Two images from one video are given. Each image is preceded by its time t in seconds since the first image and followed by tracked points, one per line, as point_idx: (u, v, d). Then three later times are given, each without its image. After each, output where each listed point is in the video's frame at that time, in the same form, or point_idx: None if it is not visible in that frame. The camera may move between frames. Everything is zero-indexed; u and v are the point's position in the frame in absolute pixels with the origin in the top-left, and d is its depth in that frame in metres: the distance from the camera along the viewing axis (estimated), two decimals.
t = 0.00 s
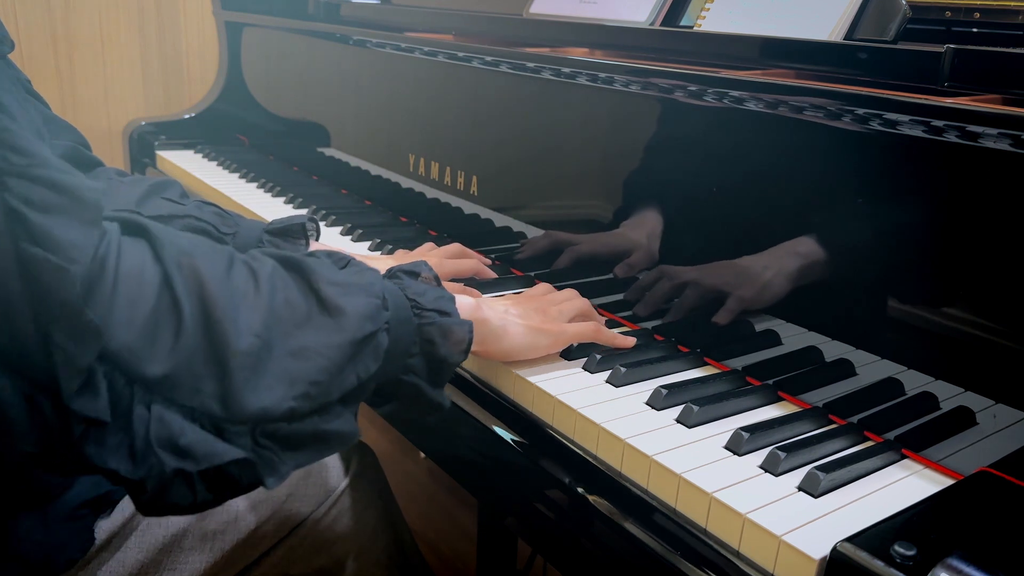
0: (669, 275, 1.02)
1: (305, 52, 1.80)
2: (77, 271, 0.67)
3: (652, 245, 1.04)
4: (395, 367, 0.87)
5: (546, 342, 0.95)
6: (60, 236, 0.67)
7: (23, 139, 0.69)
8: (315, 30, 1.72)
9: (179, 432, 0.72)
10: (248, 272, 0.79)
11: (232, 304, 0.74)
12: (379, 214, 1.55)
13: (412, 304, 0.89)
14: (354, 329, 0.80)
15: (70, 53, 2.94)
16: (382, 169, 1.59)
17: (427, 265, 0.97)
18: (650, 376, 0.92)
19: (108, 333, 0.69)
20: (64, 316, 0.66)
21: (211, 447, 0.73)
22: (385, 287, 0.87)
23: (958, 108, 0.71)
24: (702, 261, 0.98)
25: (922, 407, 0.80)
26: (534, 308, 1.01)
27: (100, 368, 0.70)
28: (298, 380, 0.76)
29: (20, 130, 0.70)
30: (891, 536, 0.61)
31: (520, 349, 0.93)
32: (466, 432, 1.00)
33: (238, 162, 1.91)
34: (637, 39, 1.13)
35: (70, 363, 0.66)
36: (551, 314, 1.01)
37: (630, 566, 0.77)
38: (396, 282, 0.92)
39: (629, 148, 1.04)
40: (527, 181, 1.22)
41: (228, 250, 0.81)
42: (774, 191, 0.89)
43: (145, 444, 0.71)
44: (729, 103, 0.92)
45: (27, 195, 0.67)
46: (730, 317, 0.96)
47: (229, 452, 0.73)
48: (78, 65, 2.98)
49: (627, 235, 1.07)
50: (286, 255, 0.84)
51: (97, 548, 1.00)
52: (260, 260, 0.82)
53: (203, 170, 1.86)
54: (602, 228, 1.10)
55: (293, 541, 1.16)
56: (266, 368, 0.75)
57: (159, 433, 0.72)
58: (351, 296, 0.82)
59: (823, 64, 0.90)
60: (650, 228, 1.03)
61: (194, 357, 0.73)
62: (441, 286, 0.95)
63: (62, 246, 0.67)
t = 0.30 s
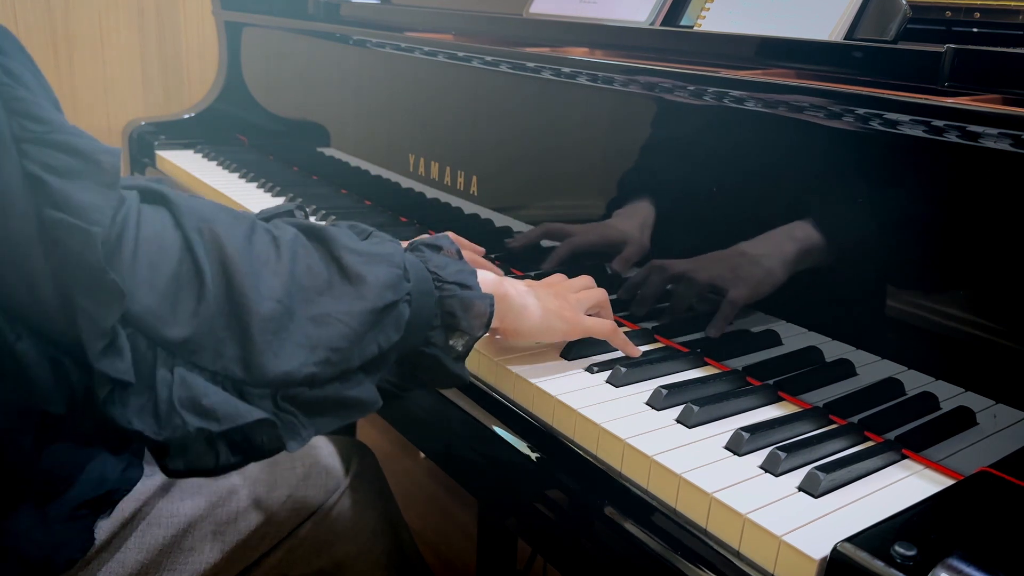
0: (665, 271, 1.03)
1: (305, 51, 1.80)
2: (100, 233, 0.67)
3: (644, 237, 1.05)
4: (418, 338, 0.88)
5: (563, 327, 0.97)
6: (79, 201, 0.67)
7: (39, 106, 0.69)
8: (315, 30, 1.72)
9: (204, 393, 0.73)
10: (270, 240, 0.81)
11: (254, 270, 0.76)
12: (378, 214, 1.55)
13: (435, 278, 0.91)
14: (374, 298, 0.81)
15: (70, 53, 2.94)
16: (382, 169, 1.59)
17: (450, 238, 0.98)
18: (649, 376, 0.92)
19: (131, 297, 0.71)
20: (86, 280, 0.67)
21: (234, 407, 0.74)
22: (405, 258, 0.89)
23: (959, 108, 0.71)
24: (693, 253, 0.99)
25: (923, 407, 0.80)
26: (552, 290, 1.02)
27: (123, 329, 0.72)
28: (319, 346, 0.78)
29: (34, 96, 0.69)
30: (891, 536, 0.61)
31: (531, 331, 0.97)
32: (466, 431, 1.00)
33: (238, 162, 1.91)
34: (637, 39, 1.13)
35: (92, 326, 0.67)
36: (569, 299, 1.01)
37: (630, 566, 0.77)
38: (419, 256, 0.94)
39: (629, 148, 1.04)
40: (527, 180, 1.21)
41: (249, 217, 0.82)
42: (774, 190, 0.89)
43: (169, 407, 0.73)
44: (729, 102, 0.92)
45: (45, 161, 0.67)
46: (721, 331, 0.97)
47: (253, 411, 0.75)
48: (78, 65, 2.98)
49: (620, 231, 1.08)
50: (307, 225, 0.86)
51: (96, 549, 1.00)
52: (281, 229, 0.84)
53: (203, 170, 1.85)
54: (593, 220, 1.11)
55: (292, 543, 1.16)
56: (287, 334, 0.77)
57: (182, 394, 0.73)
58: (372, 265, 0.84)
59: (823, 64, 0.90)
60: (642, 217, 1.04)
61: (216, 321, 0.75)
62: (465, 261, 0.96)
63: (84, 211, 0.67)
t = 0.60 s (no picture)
0: (659, 270, 1.03)
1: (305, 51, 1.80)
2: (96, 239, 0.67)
3: (636, 234, 1.05)
4: (413, 324, 0.90)
5: (559, 316, 0.99)
6: (78, 206, 0.68)
7: (40, 110, 0.69)
8: (315, 29, 1.72)
9: (200, 388, 0.74)
10: (264, 235, 0.80)
11: (249, 266, 0.76)
12: (378, 214, 1.55)
13: (430, 265, 0.92)
14: (367, 291, 0.82)
15: (70, 52, 2.94)
16: (382, 168, 1.59)
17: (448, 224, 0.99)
18: (649, 376, 0.92)
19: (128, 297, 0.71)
20: (84, 281, 0.67)
21: (228, 400, 0.75)
22: (400, 250, 0.89)
23: (959, 108, 0.71)
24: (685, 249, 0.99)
25: (922, 408, 0.80)
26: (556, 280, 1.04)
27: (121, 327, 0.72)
28: (313, 338, 0.78)
29: (33, 98, 0.69)
30: (891, 536, 0.61)
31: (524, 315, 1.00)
32: (466, 430, 1.00)
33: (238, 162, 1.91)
34: (637, 40, 1.13)
35: (91, 327, 0.67)
36: (569, 289, 1.03)
37: (630, 566, 0.77)
38: (416, 243, 0.95)
39: (630, 149, 1.04)
40: (527, 180, 1.21)
41: (244, 213, 0.82)
42: (774, 189, 0.89)
43: (167, 401, 0.73)
44: (729, 103, 0.91)
45: (45, 167, 0.67)
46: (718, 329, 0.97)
47: (247, 405, 0.75)
48: (78, 65, 2.97)
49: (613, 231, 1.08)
50: (302, 219, 0.86)
51: (96, 547, 0.99)
52: (276, 224, 0.84)
53: (203, 170, 1.85)
54: (584, 219, 1.13)
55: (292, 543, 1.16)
56: (281, 327, 0.77)
57: (179, 388, 0.73)
58: (365, 258, 0.84)
59: (823, 63, 0.90)
60: (635, 215, 1.05)
61: (212, 319, 0.75)
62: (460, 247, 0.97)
63: (82, 216, 0.68)
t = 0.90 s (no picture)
0: (662, 268, 1.03)
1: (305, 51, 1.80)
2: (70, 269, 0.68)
3: (642, 229, 1.05)
4: (383, 338, 0.89)
5: (539, 319, 0.99)
6: (57, 236, 0.69)
7: (25, 136, 0.70)
8: (315, 29, 1.72)
9: (168, 410, 0.74)
10: (238, 256, 0.80)
11: (220, 290, 0.76)
12: (378, 214, 1.55)
13: (403, 280, 0.91)
14: (336, 314, 0.81)
15: (70, 53, 2.94)
16: (382, 168, 1.59)
17: (426, 240, 1.00)
18: (649, 376, 0.92)
19: (101, 321, 0.71)
20: (56, 305, 0.68)
21: (197, 423, 0.75)
22: (374, 270, 0.88)
23: (959, 108, 0.71)
24: (688, 246, 0.99)
25: (923, 408, 0.80)
26: (539, 283, 1.03)
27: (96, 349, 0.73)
28: (281, 361, 0.78)
29: (21, 124, 0.70)
30: (891, 536, 0.61)
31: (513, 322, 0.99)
32: (466, 430, 1.00)
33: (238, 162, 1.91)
34: (637, 40, 1.13)
35: (65, 351, 0.69)
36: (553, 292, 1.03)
37: (630, 566, 0.77)
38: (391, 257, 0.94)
39: (630, 149, 1.04)
40: (527, 180, 1.21)
41: (219, 232, 0.82)
42: (773, 190, 0.89)
43: (136, 420, 0.74)
44: (728, 103, 0.92)
45: (27, 194, 0.68)
46: (716, 317, 0.96)
47: (213, 428, 0.75)
48: (79, 65, 2.98)
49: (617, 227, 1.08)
50: (276, 239, 0.84)
51: (97, 546, 1.00)
52: (251, 242, 0.83)
53: (203, 170, 1.85)
54: (588, 214, 1.12)
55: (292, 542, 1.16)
56: (251, 350, 0.77)
57: (149, 408, 0.74)
58: (338, 280, 0.83)
59: (822, 64, 0.90)
60: (642, 208, 1.04)
61: (183, 342, 0.75)
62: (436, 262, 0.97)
63: (59, 245, 0.69)
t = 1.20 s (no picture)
0: (665, 268, 1.03)
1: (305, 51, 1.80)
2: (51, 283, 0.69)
3: (643, 231, 1.05)
4: (362, 346, 0.89)
5: (521, 319, 1.00)
6: (39, 250, 0.70)
7: (15, 153, 0.72)
8: (315, 30, 1.72)
9: (147, 424, 0.75)
10: (216, 269, 0.80)
11: (198, 304, 0.76)
12: (378, 214, 1.55)
13: (381, 287, 0.89)
14: (315, 325, 0.81)
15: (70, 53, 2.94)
16: (382, 168, 1.59)
17: (405, 242, 0.97)
18: (650, 376, 0.93)
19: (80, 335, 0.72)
20: (37, 320, 0.69)
21: (175, 437, 0.76)
22: (352, 277, 0.87)
23: (958, 108, 0.71)
24: (688, 246, 0.99)
25: (923, 407, 0.80)
26: (520, 283, 1.04)
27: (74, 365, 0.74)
28: (260, 372, 0.79)
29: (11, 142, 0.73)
30: (891, 536, 0.61)
31: (499, 321, 0.99)
32: (465, 430, 1.00)
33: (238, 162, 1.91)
34: (638, 40, 1.13)
35: (42, 366, 0.70)
36: (535, 292, 1.03)
37: (630, 566, 0.77)
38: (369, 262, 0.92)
39: (630, 150, 1.04)
40: (527, 180, 1.21)
41: (198, 245, 0.82)
42: (773, 190, 0.89)
43: (115, 434, 0.75)
44: (728, 103, 0.92)
45: (13, 208, 0.70)
46: (705, 304, 0.99)
47: (192, 443, 0.76)
48: (79, 66, 2.98)
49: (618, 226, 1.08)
50: (254, 250, 0.84)
51: (97, 545, 1.00)
52: (229, 254, 0.83)
53: (203, 170, 1.85)
54: (586, 215, 1.13)
55: (291, 542, 1.16)
56: (229, 362, 0.77)
57: (128, 423, 0.75)
58: (315, 291, 0.83)
59: (822, 64, 0.90)
60: (643, 211, 1.04)
61: (163, 356, 0.76)
62: (415, 266, 0.95)
63: (41, 259, 0.70)
